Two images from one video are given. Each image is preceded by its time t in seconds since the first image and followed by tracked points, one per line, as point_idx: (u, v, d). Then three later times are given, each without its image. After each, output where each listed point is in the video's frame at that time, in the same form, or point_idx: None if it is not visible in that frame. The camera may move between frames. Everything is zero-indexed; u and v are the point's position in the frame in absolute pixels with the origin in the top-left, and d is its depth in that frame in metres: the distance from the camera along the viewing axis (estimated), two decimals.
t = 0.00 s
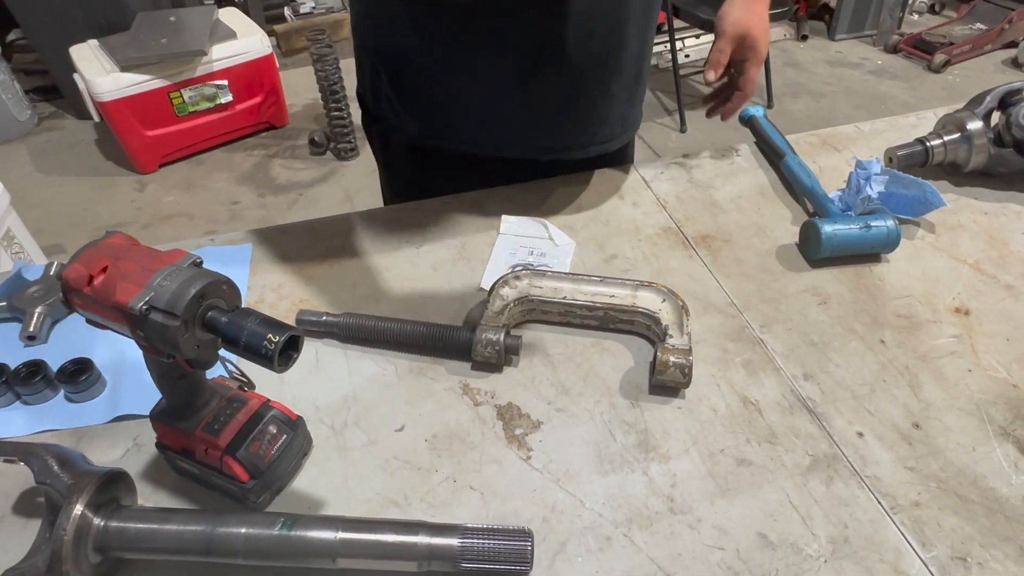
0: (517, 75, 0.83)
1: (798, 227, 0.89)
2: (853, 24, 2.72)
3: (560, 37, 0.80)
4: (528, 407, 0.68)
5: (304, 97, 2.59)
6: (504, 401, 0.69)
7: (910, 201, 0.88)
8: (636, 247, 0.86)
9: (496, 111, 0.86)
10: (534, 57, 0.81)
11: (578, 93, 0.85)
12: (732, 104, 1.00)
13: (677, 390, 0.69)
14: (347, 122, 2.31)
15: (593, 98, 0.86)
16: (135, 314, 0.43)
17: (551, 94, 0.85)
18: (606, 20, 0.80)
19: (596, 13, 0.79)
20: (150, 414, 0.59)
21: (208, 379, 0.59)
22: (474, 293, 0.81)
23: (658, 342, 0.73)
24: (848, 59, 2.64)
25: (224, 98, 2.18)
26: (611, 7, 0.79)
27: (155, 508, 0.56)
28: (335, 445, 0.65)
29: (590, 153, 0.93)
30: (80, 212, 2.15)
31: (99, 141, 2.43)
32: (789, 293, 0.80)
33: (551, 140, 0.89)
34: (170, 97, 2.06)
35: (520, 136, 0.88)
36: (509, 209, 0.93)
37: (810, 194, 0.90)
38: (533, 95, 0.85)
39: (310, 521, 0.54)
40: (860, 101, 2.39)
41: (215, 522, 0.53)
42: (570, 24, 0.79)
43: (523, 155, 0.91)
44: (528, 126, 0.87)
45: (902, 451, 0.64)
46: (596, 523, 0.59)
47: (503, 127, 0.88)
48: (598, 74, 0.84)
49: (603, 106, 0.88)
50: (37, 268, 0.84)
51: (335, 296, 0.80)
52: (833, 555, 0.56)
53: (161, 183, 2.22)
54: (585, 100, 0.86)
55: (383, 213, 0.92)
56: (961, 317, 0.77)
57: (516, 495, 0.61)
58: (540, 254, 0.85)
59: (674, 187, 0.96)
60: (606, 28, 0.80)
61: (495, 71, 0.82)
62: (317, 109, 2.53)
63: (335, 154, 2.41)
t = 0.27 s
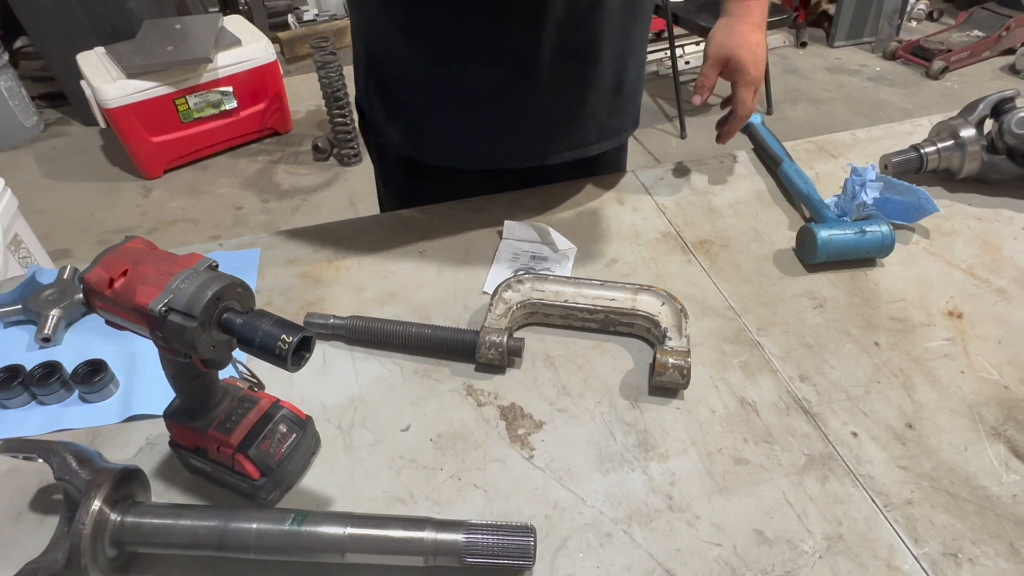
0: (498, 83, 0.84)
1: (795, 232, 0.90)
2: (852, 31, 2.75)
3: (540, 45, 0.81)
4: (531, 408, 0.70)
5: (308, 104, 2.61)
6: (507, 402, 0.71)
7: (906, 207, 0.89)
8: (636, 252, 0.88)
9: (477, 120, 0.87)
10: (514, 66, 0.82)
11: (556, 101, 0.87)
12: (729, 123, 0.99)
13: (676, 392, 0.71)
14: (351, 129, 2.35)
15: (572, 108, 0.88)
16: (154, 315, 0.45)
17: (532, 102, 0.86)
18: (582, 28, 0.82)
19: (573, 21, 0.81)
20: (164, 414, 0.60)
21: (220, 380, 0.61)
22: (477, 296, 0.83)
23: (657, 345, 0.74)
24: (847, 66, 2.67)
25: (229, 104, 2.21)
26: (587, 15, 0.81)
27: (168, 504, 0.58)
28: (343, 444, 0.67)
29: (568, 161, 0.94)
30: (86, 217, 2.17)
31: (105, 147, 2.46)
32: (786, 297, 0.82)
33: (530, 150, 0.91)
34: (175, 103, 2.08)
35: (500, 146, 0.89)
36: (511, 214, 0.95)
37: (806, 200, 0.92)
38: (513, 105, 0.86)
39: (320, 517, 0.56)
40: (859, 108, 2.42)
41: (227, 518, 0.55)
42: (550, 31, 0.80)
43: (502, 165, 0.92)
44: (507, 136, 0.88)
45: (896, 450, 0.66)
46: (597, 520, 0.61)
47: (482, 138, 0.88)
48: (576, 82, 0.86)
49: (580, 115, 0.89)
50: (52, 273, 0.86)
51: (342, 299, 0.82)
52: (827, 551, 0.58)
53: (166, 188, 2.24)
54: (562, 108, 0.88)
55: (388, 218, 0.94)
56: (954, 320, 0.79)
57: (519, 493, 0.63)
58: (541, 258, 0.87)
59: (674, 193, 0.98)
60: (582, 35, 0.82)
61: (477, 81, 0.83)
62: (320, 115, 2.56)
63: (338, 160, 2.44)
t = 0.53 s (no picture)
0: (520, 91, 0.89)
1: (790, 237, 0.91)
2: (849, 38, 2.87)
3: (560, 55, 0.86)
4: (528, 409, 0.71)
5: (308, 109, 2.63)
6: (505, 404, 0.71)
7: (900, 213, 0.90)
8: (634, 257, 0.89)
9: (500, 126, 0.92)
10: (535, 73, 0.88)
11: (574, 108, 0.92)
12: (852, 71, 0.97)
13: (672, 394, 0.72)
14: (351, 135, 2.36)
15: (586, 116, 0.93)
16: (160, 316, 0.46)
17: (551, 109, 0.91)
18: (599, 35, 0.87)
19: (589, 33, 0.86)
20: (167, 414, 0.61)
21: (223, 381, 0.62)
22: (476, 300, 0.84)
23: (654, 348, 0.75)
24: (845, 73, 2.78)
25: (230, 110, 2.23)
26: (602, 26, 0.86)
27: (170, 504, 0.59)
28: (343, 445, 0.67)
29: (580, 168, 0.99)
30: (87, 221, 2.18)
31: (107, 152, 2.48)
32: (781, 301, 0.83)
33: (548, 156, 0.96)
34: (177, 109, 2.10)
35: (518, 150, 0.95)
36: (510, 219, 0.96)
37: (801, 206, 0.93)
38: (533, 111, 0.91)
39: (320, 516, 0.56)
40: (856, 114, 2.50)
41: (229, 517, 0.56)
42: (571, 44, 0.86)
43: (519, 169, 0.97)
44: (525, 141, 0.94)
45: (889, 452, 0.67)
46: (594, 520, 0.61)
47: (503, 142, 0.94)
48: (592, 90, 0.91)
49: (594, 122, 0.94)
50: (55, 276, 0.87)
51: (342, 303, 0.83)
52: (821, 551, 0.59)
53: (167, 193, 2.26)
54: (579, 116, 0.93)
55: (388, 223, 0.95)
56: (947, 324, 0.80)
57: (517, 494, 0.63)
58: (540, 262, 0.88)
59: (671, 198, 0.99)
60: (595, 44, 0.87)
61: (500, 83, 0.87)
62: (321, 121, 2.57)
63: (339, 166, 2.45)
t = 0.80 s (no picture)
0: (523, 95, 0.91)
1: (786, 242, 0.92)
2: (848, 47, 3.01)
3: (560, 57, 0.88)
4: (525, 412, 0.72)
5: (311, 116, 2.66)
6: (502, 407, 0.72)
7: (894, 219, 0.91)
8: (630, 262, 0.90)
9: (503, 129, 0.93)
10: (537, 76, 0.89)
11: (574, 109, 0.93)
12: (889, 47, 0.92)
13: (667, 397, 0.73)
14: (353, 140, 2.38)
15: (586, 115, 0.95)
16: (161, 318, 0.47)
17: (552, 112, 0.93)
18: (599, 32, 0.88)
19: (588, 33, 0.88)
20: (168, 415, 0.62)
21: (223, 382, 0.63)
22: (474, 304, 0.85)
23: (649, 352, 0.76)
24: (845, 81, 2.88)
25: (233, 117, 2.25)
26: (602, 27, 0.88)
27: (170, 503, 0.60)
28: (342, 447, 0.68)
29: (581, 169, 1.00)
30: (92, 226, 2.20)
31: (111, 158, 2.50)
32: (776, 306, 0.83)
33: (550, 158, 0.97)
34: (181, 115, 2.12)
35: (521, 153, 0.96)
36: (508, 224, 0.97)
37: (796, 212, 0.94)
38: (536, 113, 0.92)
39: (318, 516, 0.57)
40: (857, 121, 2.57)
41: (228, 516, 0.56)
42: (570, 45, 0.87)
43: (522, 172, 0.98)
44: (528, 143, 0.95)
45: (881, 456, 0.67)
46: (588, 521, 0.62)
47: (506, 145, 0.95)
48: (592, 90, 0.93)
49: (594, 123, 0.96)
50: (59, 279, 0.88)
51: (342, 306, 0.84)
52: (813, 553, 0.59)
53: (170, 199, 2.28)
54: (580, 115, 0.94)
55: (388, 228, 0.96)
56: (940, 329, 0.80)
57: (512, 496, 0.64)
58: (537, 267, 0.89)
59: (668, 204, 1.00)
60: (596, 46, 0.90)
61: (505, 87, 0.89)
62: (324, 127, 2.60)
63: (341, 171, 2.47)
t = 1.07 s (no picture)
0: (496, 117, 0.90)
1: (780, 252, 0.93)
2: (847, 57, 3.07)
3: (533, 84, 0.87)
4: (518, 420, 0.72)
5: (312, 125, 2.69)
6: (496, 415, 0.73)
7: (887, 229, 0.92)
8: (625, 271, 0.90)
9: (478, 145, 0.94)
10: (508, 101, 0.88)
11: (551, 132, 0.92)
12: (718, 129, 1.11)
13: (660, 405, 0.73)
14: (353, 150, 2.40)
15: (563, 138, 0.94)
16: (156, 325, 0.48)
17: (522, 135, 0.92)
18: (575, 63, 0.87)
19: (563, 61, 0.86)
20: (164, 422, 0.63)
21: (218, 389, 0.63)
22: (469, 313, 0.85)
23: (642, 360, 0.76)
24: (844, 91, 2.91)
25: (235, 126, 2.27)
26: (577, 55, 0.86)
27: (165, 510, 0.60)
28: (336, 454, 0.69)
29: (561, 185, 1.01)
30: (93, 234, 2.22)
31: (113, 167, 2.53)
32: (770, 315, 0.84)
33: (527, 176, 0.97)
34: (183, 124, 2.15)
35: (499, 169, 0.97)
36: (505, 234, 0.98)
37: (791, 222, 0.95)
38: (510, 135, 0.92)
39: (311, 523, 0.58)
40: (855, 131, 2.60)
41: (222, 523, 0.57)
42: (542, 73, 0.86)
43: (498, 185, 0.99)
44: (499, 160, 0.95)
45: (873, 464, 0.68)
46: (580, 529, 0.62)
47: (483, 160, 0.96)
48: (569, 116, 0.92)
49: (573, 143, 0.96)
50: (59, 287, 0.89)
51: (337, 314, 0.85)
52: (804, 561, 0.60)
53: (172, 207, 2.30)
54: (558, 137, 0.94)
55: (385, 237, 0.97)
56: (933, 338, 0.81)
57: (505, 503, 0.64)
58: (533, 276, 0.90)
59: (663, 214, 1.00)
60: (571, 75, 0.88)
61: (478, 106, 0.89)
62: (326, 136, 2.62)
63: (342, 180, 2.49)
